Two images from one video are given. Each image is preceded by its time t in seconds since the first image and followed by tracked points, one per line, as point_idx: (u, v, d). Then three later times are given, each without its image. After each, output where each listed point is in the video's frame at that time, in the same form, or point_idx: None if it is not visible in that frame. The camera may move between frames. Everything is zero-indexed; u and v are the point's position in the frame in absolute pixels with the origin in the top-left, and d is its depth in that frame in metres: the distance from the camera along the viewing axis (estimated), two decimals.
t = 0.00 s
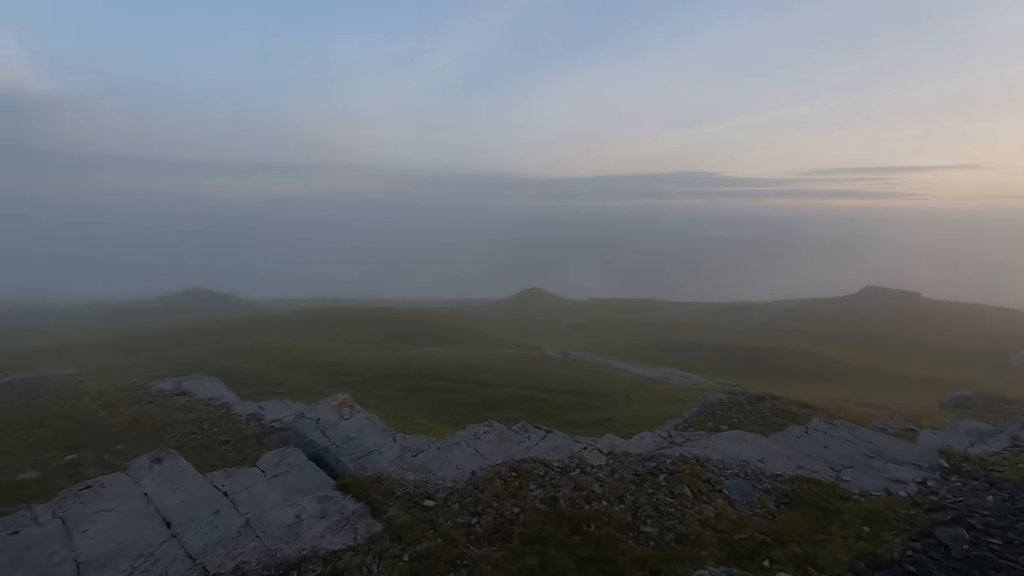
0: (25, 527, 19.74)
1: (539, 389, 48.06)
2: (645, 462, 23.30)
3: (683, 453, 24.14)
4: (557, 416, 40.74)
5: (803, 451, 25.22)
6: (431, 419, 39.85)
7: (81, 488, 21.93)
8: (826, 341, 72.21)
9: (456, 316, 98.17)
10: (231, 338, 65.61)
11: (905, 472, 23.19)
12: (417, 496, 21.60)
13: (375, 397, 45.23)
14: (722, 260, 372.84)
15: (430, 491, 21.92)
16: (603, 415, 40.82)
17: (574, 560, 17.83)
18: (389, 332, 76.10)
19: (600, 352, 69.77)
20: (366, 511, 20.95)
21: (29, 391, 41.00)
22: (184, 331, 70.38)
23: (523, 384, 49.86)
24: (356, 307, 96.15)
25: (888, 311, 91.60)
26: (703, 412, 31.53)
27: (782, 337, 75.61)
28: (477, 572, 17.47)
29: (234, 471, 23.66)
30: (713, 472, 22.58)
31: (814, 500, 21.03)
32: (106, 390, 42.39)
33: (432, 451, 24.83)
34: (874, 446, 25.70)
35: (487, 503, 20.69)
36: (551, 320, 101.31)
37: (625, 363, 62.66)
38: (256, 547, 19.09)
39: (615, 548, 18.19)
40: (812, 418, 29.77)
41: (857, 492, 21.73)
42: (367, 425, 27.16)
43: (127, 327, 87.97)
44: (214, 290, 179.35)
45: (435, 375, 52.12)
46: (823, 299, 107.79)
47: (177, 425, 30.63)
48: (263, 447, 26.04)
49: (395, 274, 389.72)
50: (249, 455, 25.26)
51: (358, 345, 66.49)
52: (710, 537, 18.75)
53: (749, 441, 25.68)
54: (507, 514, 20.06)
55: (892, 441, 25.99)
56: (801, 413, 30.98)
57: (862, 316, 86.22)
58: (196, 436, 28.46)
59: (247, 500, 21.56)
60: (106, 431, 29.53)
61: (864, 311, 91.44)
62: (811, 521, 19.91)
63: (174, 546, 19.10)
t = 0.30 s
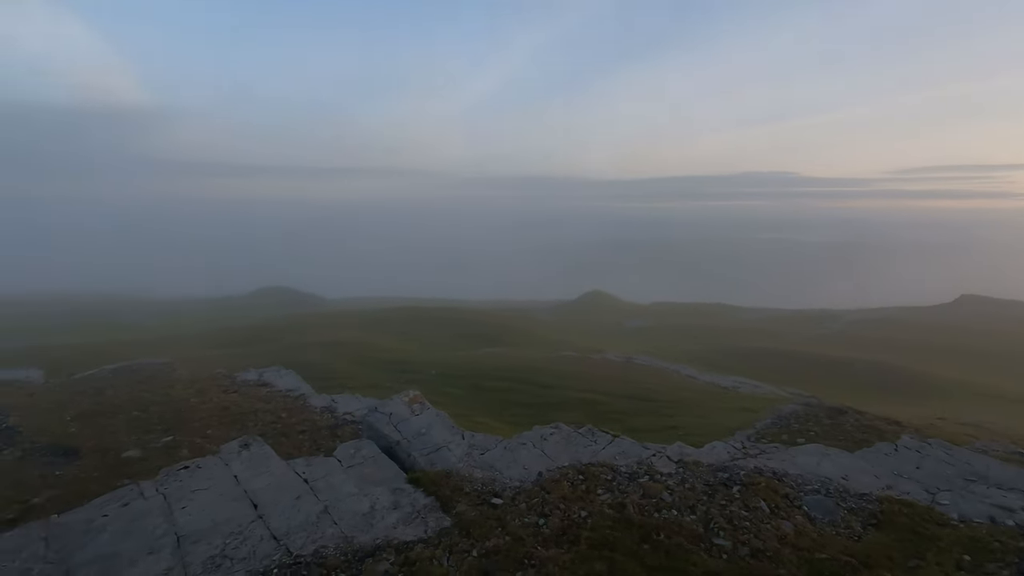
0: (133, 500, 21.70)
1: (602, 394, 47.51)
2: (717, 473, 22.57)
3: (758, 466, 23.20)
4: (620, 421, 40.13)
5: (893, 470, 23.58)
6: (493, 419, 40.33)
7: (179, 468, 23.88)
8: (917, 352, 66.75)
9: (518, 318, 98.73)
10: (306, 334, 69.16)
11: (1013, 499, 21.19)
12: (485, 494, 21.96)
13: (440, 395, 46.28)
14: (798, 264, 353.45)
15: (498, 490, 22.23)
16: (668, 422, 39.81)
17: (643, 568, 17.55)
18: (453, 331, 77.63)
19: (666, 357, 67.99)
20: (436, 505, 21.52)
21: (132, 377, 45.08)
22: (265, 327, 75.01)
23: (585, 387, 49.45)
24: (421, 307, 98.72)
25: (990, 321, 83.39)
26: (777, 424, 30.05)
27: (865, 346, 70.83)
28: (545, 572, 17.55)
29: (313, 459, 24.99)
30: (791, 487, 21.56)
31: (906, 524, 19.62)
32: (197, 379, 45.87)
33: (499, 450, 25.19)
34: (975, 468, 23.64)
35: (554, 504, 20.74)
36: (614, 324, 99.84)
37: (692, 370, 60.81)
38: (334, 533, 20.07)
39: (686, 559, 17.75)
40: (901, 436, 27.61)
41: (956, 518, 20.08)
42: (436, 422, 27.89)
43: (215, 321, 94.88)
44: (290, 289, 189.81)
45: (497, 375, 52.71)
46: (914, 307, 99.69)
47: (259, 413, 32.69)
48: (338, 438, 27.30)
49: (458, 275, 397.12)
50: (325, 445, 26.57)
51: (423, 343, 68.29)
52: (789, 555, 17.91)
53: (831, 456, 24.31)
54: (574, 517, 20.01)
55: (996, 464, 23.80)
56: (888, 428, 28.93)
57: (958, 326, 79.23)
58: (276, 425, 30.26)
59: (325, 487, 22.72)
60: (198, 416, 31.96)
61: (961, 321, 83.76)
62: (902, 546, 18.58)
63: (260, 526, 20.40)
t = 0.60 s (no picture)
0: (198, 488, 22.93)
1: (648, 399, 46.75)
2: (771, 484, 21.88)
3: (815, 478, 22.34)
4: (666, 428, 39.42)
5: (963, 488, 22.26)
6: (537, 421, 40.35)
7: (240, 459, 25.05)
8: (989, 363, 62.45)
9: (562, 320, 98.39)
10: (355, 333, 71.12)
11: None
12: (531, 495, 22.04)
13: (484, 396, 46.68)
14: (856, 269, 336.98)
15: (544, 491, 22.27)
16: (717, 430, 38.79)
17: None
18: (497, 332, 78.11)
19: (713, 363, 66.29)
20: (483, 504, 21.75)
21: (195, 371, 47.60)
22: (317, 325, 77.68)
23: (631, 392, 48.78)
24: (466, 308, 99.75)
25: None
26: (833, 435, 28.83)
27: (931, 356, 66.89)
28: None
29: (364, 455, 25.71)
30: (851, 501, 20.67)
31: (978, 545, 18.49)
32: (253, 374, 47.95)
33: (545, 452, 25.22)
34: None
35: (601, 509, 20.62)
36: (659, 328, 98.02)
37: (741, 377, 59.04)
38: (384, 527, 20.61)
39: (738, 570, 17.31)
40: (971, 452, 26.02)
41: None
42: (483, 423, 28.18)
43: (270, 319, 98.94)
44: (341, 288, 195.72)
45: (541, 377, 52.70)
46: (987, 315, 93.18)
47: (312, 409, 33.88)
48: (386, 435, 27.97)
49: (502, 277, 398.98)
50: (375, 441, 27.29)
51: (467, 344, 69.00)
52: (848, 572, 17.18)
53: (895, 471, 23.15)
54: (622, 522, 19.83)
55: None
56: (957, 444, 27.27)
57: None
58: (328, 420, 31.28)
59: (376, 483, 23.35)
60: (255, 410, 33.46)
61: None
62: (974, 568, 17.52)
63: (315, 518, 21.18)
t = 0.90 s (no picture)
0: (222, 485, 23.40)
1: (667, 403, 46.34)
2: (794, 489, 21.61)
3: (839, 485, 21.97)
4: (685, 433, 39.06)
5: (994, 496, 21.69)
6: (555, 424, 40.28)
7: (262, 458, 25.47)
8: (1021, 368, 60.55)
9: (580, 322, 97.97)
10: (373, 334, 71.72)
11: None
12: (549, 498, 22.01)
13: (501, 398, 46.75)
14: (881, 271, 329.63)
15: (563, 494, 22.24)
16: (737, 435, 38.31)
17: None
18: (514, 334, 78.08)
19: (734, 367, 65.44)
20: (501, 506, 21.80)
21: (218, 371, 48.50)
22: (337, 326, 78.51)
23: (649, 396, 48.41)
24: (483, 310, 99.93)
25: None
26: (858, 441, 28.29)
27: (960, 362, 65.09)
28: None
29: (383, 455, 25.94)
30: (877, 509, 20.30)
31: (1010, 555, 18.00)
32: (275, 375, 48.66)
33: (564, 454, 25.17)
34: None
35: (620, 512, 20.52)
36: (678, 331, 97.09)
37: (762, 381, 58.18)
38: (403, 527, 20.79)
39: None
40: (1002, 460, 25.34)
41: None
42: (501, 424, 28.21)
43: (291, 320, 100.35)
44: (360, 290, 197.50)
45: (558, 380, 52.57)
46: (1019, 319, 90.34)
47: (332, 409, 34.30)
48: (406, 436, 28.20)
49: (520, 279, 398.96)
50: (394, 442, 27.52)
51: (485, 346, 69.11)
52: None
53: (922, 478, 22.65)
54: (641, 526, 19.71)
55: None
56: (987, 451, 26.56)
57: None
58: (348, 420, 31.64)
59: (395, 483, 23.56)
60: (276, 409, 34.01)
61: None
62: None
63: (336, 516, 21.44)
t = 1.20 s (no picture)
0: (212, 486, 23.23)
1: (658, 400, 46.56)
2: (782, 484, 21.81)
3: (828, 480, 22.19)
4: (676, 430, 39.26)
5: (979, 490, 21.96)
6: (547, 422, 40.37)
7: (252, 458, 25.30)
8: (1009, 365, 61.26)
9: (572, 321, 98.15)
10: (365, 333, 71.46)
11: None
12: (541, 495, 22.04)
13: (494, 397, 46.78)
14: (870, 269, 332.52)
15: (554, 491, 22.28)
16: (727, 432, 38.59)
17: None
18: (507, 333, 78.10)
19: (725, 365, 65.87)
20: (493, 504, 21.80)
21: (208, 371, 48.13)
22: (329, 326, 78.22)
23: (641, 393, 48.61)
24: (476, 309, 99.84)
25: None
26: (847, 437, 28.54)
27: (948, 358, 65.91)
28: None
29: (374, 454, 25.86)
30: (864, 503, 20.53)
31: (994, 547, 18.25)
32: (266, 374, 48.37)
33: (555, 452, 25.21)
34: None
35: (611, 509, 20.59)
36: (670, 329, 97.59)
37: (753, 378, 58.62)
38: (395, 526, 20.74)
39: (749, 572, 17.23)
40: (987, 454, 25.67)
41: None
42: (492, 423, 28.18)
43: (283, 319, 99.77)
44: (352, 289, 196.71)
45: (550, 378, 52.65)
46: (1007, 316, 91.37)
47: (323, 409, 34.15)
48: (397, 435, 28.13)
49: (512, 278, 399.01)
50: (385, 441, 27.42)
51: (477, 345, 69.08)
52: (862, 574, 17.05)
53: (909, 473, 22.92)
54: (632, 523, 19.80)
55: None
56: (972, 445, 26.93)
57: None
58: (339, 420, 31.51)
59: (386, 482, 23.49)
60: (267, 409, 33.79)
61: None
62: (990, 571, 17.28)
63: (327, 516, 21.35)
